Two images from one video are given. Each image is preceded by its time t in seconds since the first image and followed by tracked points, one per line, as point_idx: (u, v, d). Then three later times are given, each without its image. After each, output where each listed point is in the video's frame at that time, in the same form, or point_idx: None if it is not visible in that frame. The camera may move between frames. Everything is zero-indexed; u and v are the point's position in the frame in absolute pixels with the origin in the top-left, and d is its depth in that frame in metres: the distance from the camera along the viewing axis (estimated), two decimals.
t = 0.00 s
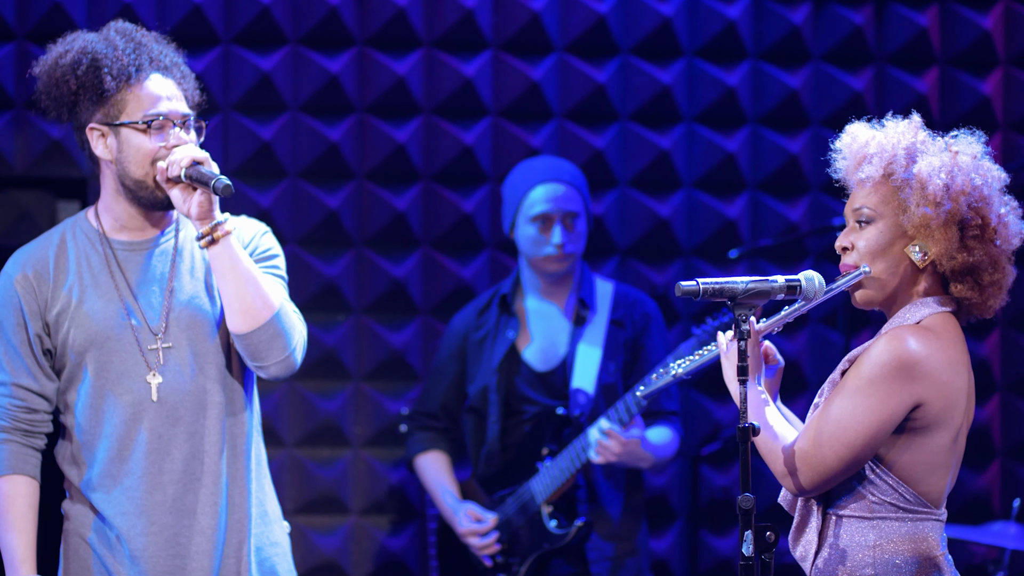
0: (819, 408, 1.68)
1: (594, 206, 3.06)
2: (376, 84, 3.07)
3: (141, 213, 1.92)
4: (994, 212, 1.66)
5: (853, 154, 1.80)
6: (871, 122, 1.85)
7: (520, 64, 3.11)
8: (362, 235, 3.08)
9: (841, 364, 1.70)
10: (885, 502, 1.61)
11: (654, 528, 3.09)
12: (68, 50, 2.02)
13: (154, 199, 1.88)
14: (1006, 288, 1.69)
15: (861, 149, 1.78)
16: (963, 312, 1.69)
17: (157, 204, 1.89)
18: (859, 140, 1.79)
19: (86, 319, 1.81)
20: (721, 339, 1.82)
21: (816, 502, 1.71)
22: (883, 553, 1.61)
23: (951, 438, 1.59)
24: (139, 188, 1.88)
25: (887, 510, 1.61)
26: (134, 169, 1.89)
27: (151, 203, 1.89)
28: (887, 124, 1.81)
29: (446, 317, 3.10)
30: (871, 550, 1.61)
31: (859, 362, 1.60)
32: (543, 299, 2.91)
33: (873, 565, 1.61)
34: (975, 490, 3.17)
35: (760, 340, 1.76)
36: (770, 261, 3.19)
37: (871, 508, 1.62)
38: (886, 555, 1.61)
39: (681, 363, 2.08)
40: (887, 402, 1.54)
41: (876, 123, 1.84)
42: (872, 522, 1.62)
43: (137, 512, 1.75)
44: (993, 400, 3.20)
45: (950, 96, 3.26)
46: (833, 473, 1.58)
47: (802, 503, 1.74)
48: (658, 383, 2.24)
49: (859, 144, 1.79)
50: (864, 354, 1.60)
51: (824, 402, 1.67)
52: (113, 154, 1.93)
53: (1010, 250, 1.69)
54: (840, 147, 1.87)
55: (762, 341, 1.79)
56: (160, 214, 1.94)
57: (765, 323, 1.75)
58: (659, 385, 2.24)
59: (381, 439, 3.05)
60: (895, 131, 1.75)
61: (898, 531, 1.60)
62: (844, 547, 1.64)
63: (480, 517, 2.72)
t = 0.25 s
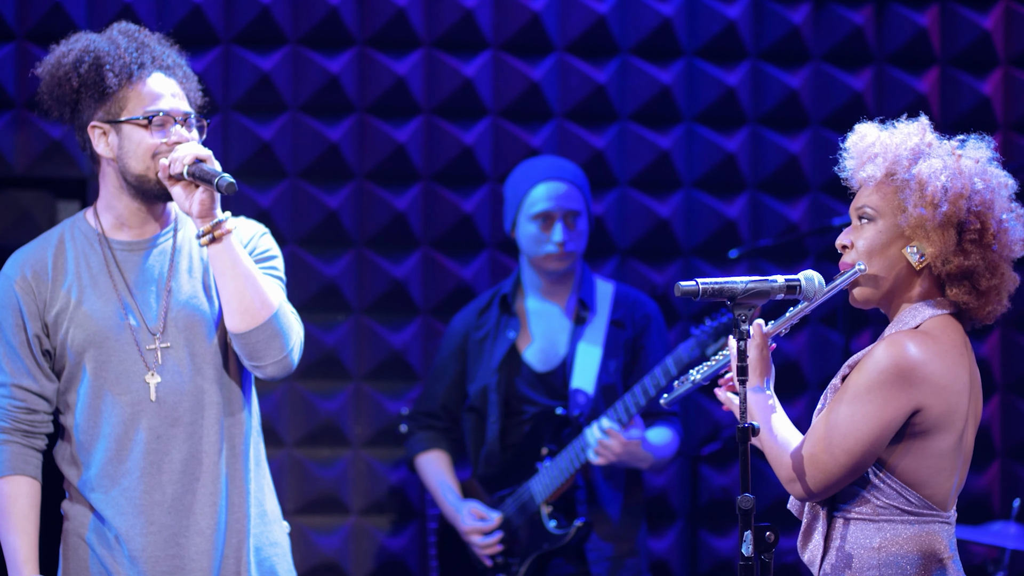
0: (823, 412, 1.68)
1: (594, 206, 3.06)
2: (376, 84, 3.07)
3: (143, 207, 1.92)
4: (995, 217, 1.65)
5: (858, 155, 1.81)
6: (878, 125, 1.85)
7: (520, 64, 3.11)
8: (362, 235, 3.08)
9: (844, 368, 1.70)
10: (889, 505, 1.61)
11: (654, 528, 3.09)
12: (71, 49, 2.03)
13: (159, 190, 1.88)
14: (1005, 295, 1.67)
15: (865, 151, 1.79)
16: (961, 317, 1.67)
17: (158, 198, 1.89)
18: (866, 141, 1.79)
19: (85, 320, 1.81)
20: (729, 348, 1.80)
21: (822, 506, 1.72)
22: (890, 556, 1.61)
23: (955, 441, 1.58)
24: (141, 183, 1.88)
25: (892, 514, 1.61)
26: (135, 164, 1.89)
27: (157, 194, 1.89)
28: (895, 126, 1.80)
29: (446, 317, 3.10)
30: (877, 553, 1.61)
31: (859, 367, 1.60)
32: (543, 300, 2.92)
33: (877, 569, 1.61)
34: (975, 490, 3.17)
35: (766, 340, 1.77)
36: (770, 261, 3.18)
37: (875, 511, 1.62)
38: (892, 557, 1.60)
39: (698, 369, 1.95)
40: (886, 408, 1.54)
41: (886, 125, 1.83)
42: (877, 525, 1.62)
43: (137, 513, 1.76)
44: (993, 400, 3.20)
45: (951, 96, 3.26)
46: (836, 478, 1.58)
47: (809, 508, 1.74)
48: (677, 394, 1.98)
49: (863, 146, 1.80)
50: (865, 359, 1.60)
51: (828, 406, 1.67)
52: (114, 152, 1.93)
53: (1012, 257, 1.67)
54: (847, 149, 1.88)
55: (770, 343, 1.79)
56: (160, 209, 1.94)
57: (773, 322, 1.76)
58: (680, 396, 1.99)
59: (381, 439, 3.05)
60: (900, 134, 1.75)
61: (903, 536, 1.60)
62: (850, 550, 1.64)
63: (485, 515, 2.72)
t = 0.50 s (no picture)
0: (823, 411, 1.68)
1: (594, 205, 3.06)
2: (376, 84, 3.07)
3: (143, 209, 1.92)
4: (995, 215, 1.64)
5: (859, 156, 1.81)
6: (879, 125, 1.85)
7: (520, 64, 3.12)
8: (362, 235, 3.08)
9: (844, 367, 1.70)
10: (887, 505, 1.61)
11: (654, 528, 3.09)
12: (72, 49, 2.03)
13: (159, 193, 1.89)
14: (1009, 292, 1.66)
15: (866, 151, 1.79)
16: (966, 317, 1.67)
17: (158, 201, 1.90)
18: (867, 141, 1.79)
19: (85, 320, 1.81)
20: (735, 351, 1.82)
21: (822, 506, 1.72)
22: (886, 555, 1.61)
23: (955, 441, 1.58)
24: (142, 184, 1.88)
25: (890, 513, 1.61)
26: (135, 166, 1.89)
27: (156, 198, 1.89)
28: (897, 125, 1.80)
29: (446, 317, 3.10)
30: (873, 551, 1.61)
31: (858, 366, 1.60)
32: (543, 298, 2.92)
33: (873, 568, 1.61)
34: (975, 490, 3.17)
35: (774, 340, 1.79)
36: (770, 261, 3.19)
37: (872, 510, 1.63)
38: (888, 556, 1.60)
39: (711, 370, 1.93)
40: (885, 409, 1.54)
41: (888, 124, 1.83)
42: (874, 524, 1.62)
43: (137, 513, 1.76)
44: (993, 400, 3.20)
45: (951, 96, 3.26)
46: (836, 478, 1.58)
47: (807, 506, 1.74)
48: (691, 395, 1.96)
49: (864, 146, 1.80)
50: (864, 359, 1.60)
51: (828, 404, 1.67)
52: (114, 152, 1.93)
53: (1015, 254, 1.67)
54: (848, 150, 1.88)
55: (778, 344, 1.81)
56: (162, 211, 1.94)
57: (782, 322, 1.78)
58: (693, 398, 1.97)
59: (381, 439, 3.05)
60: (901, 133, 1.75)
61: (899, 535, 1.60)
62: (848, 548, 1.65)
63: (484, 516, 2.72)
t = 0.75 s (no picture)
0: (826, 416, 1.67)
1: (595, 205, 3.06)
2: (376, 84, 3.07)
3: (144, 213, 1.93)
4: (996, 219, 1.64)
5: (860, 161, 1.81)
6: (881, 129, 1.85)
7: (520, 64, 3.11)
8: (362, 235, 3.08)
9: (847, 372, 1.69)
10: (889, 507, 1.61)
11: (654, 528, 3.09)
12: (71, 49, 2.03)
13: (155, 201, 1.89)
14: (1010, 296, 1.66)
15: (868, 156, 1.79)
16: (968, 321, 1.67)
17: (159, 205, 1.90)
18: (869, 145, 1.79)
19: (86, 320, 1.81)
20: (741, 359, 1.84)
21: (822, 509, 1.72)
22: (887, 557, 1.61)
23: (958, 445, 1.58)
24: (143, 187, 1.89)
25: (888, 515, 1.61)
26: (137, 169, 1.89)
27: (155, 202, 1.89)
28: (899, 129, 1.80)
29: (446, 317, 3.10)
30: (874, 553, 1.61)
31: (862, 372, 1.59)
32: (544, 300, 2.93)
33: (873, 570, 1.61)
34: (975, 489, 3.17)
35: (783, 349, 1.80)
36: (770, 261, 3.19)
37: (874, 512, 1.63)
38: (889, 559, 1.61)
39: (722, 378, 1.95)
40: (889, 416, 1.54)
41: (890, 129, 1.83)
42: (875, 526, 1.62)
43: (138, 515, 1.76)
44: (993, 400, 3.20)
45: (951, 96, 3.26)
46: (841, 484, 1.58)
47: (809, 509, 1.74)
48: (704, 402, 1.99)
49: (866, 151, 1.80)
50: (868, 364, 1.60)
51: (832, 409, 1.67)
52: (115, 154, 1.92)
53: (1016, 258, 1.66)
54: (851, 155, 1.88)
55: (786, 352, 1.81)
56: (163, 214, 1.95)
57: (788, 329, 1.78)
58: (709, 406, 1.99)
59: (382, 439, 3.05)
60: (902, 138, 1.75)
61: (898, 537, 1.60)
62: (848, 549, 1.65)
63: (486, 517, 2.71)
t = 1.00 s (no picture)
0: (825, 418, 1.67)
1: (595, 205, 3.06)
2: (376, 84, 3.07)
3: (144, 212, 1.93)
4: (992, 219, 1.63)
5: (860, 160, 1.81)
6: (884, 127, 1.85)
7: (520, 64, 3.11)
8: (363, 235, 3.08)
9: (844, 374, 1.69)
10: (890, 508, 1.61)
11: (654, 528, 3.09)
12: (72, 49, 2.02)
13: (160, 198, 1.89)
14: (1006, 296, 1.65)
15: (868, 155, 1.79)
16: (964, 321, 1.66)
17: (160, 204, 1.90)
18: (869, 143, 1.78)
19: (86, 320, 1.81)
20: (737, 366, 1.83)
21: (823, 511, 1.72)
22: (889, 557, 1.61)
23: (956, 444, 1.58)
24: (144, 188, 1.89)
25: (890, 515, 1.61)
26: (137, 171, 1.89)
27: (157, 201, 1.90)
28: (901, 127, 1.79)
29: (446, 317, 3.10)
30: (876, 553, 1.61)
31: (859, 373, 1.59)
32: (544, 299, 2.93)
33: (875, 570, 1.61)
34: (976, 489, 3.17)
35: (779, 358, 1.81)
36: (770, 261, 3.19)
37: (875, 512, 1.63)
38: (891, 558, 1.60)
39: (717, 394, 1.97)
40: (888, 415, 1.54)
41: (893, 125, 1.82)
42: (876, 526, 1.62)
43: (138, 515, 1.76)
44: (994, 399, 3.20)
45: (951, 96, 3.26)
46: (839, 485, 1.58)
47: (809, 512, 1.74)
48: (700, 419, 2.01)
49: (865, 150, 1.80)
50: (865, 365, 1.60)
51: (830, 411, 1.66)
52: (116, 156, 1.93)
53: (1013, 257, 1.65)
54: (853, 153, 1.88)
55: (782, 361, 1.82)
56: (163, 214, 1.95)
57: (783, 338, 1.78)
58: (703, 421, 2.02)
59: (382, 439, 3.05)
60: (900, 137, 1.74)
61: (900, 536, 1.60)
62: (850, 550, 1.65)
63: (483, 513, 2.73)
